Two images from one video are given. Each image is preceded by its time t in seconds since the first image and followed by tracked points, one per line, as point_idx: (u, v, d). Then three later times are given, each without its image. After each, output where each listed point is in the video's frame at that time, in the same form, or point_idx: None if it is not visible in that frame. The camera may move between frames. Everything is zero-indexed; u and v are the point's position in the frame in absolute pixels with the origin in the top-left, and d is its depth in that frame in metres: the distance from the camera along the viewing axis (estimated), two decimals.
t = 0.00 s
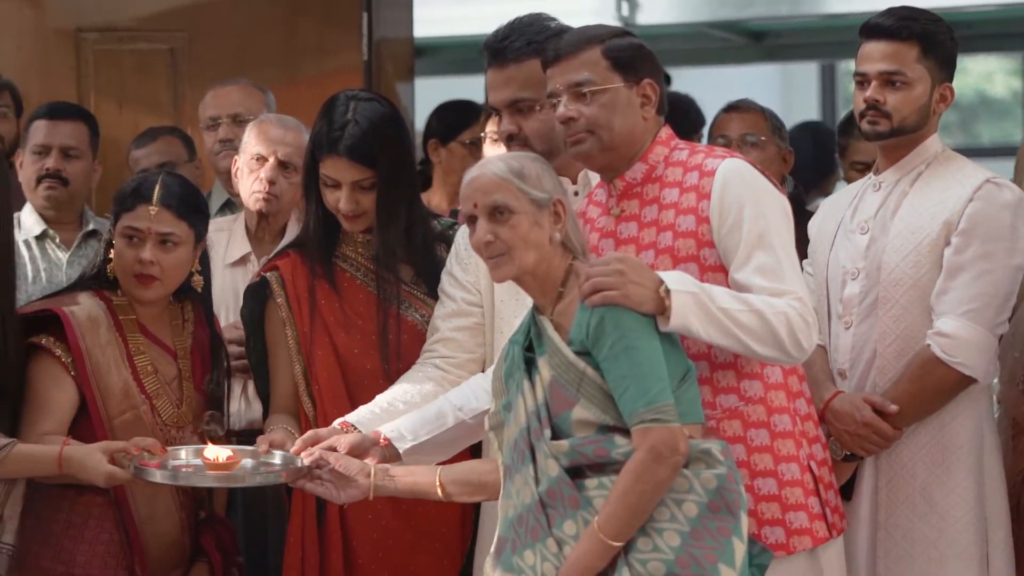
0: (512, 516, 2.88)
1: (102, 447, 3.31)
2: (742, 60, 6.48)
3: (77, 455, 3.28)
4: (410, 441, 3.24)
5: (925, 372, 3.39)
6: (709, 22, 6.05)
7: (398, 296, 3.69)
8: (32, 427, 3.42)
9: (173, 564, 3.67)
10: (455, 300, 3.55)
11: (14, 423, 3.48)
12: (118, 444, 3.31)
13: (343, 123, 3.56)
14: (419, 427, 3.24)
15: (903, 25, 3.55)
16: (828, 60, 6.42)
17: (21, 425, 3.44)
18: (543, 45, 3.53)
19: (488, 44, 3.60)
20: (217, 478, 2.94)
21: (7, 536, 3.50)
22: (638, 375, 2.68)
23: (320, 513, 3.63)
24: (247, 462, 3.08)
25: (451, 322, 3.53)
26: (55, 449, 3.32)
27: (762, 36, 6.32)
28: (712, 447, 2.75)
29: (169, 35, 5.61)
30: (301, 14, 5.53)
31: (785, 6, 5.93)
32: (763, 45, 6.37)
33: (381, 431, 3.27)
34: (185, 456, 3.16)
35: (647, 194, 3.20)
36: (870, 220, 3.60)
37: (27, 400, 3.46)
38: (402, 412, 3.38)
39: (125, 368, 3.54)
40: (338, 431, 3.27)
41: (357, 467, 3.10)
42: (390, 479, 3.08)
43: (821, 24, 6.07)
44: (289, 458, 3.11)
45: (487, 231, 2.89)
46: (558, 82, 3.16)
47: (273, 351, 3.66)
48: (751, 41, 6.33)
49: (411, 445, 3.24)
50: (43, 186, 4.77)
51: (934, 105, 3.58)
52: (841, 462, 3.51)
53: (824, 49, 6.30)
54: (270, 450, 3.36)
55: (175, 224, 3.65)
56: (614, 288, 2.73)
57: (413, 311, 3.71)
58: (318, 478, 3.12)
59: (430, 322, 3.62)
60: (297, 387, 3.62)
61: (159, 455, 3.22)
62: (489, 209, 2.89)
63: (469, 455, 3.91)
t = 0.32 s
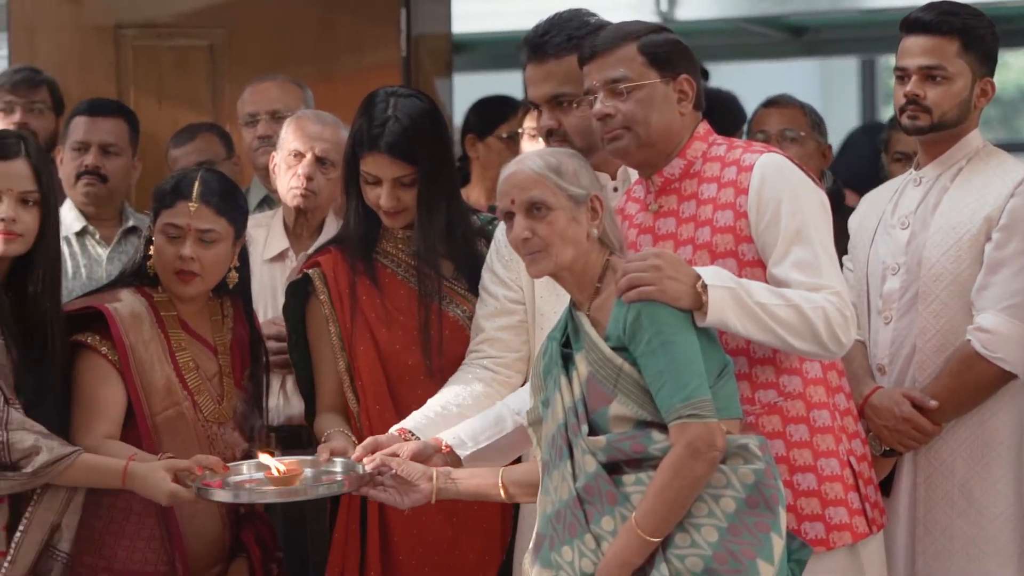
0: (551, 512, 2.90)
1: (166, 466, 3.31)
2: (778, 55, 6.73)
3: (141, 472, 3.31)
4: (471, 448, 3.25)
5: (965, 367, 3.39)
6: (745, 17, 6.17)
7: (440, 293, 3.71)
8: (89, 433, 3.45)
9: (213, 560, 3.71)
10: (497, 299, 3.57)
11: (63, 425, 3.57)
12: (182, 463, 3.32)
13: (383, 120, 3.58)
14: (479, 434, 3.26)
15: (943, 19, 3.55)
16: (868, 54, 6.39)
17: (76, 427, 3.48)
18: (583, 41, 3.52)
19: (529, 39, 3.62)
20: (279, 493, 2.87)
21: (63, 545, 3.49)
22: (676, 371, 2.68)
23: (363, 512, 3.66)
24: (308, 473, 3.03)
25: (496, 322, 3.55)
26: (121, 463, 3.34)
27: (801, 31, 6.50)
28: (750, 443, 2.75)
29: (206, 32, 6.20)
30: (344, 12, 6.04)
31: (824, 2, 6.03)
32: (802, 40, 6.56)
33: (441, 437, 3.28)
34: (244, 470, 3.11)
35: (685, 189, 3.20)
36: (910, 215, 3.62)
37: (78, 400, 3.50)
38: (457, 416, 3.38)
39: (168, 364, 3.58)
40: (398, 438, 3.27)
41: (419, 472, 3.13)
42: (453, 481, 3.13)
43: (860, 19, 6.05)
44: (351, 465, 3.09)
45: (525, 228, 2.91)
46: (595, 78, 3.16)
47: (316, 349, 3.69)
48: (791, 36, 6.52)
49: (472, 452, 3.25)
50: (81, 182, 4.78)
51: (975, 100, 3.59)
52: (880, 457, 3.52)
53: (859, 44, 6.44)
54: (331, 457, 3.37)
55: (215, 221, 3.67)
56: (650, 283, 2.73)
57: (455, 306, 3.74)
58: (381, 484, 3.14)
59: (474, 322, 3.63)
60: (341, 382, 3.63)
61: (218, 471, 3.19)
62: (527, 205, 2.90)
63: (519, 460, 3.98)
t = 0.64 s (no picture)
0: (592, 507, 2.92)
1: (234, 454, 3.39)
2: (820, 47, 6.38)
3: (210, 463, 3.39)
4: (539, 442, 3.34)
5: (1005, 361, 3.37)
6: (784, 9, 6.06)
7: (487, 289, 3.73)
8: (149, 427, 3.50)
9: (253, 552, 3.72)
10: (543, 295, 3.59)
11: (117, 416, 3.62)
12: (251, 452, 3.38)
13: (427, 115, 3.60)
14: (545, 429, 3.35)
15: (986, 12, 3.53)
16: (909, 48, 6.35)
17: (134, 420, 3.53)
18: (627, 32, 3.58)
19: (574, 32, 3.68)
20: (350, 480, 3.03)
21: (140, 536, 3.50)
22: (715, 365, 2.66)
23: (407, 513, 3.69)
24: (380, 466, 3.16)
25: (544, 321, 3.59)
26: (188, 454, 3.41)
27: (841, 24, 6.21)
28: (790, 437, 2.73)
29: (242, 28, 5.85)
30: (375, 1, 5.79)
31: None
32: (842, 34, 6.29)
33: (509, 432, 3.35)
34: (317, 462, 3.26)
35: (724, 183, 3.19)
36: (952, 208, 3.61)
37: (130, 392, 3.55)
38: (520, 410, 3.45)
39: (214, 356, 3.61)
40: (466, 432, 3.33)
41: (490, 461, 3.19)
42: (524, 471, 3.17)
43: (901, 12, 6.00)
44: (422, 455, 3.20)
45: (564, 223, 2.91)
46: (634, 71, 3.16)
47: (360, 344, 3.70)
48: (829, 28, 6.23)
49: (539, 446, 3.34)
50: (121, 179, 4.82)
51: (1017, 92, 3.56)
52: (920, 451, 3.51)
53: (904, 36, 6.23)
54: (400, 446, 3.37)
55: (256, 212, 3.70)
56: (690, 278, 2.73)
57: (500, 302, 3.74)
58: (452, 473, 3.22)
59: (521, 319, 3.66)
60: (388, 378, 3.65)
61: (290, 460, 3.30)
62: (567, 200, 2.91)
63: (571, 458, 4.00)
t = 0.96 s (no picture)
0: (636, 500, 2.92)
1: (297, 425, 3.45)
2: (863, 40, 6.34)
3: (275, 433, 3.44)
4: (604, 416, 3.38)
5: None
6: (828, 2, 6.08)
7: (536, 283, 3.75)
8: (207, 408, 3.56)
9: (299, 542, 3.77)
10: (591, 287, 3.66)
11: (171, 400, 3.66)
12: (315, 420, 3.45)
13: (473, 106, 3.62)
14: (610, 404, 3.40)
15: None
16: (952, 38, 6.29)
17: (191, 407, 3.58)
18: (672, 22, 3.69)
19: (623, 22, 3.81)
20: (416, 440, 3.02)
21: (220, 513, 3.59)
22: (757, 357, 2.65)
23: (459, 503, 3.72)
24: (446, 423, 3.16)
25: (589, 312, 3.66)
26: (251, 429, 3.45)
27: (884, 15, 6.19)
28: (834, 430, 2.71)
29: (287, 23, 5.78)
30: None
31: None
32: (885, 26, 6.25)
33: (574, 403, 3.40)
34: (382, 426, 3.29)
35: (767, 175, 3.18)
36: (997, 199, 3.59)
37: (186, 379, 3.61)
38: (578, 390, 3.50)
39: (263, 348, 3.67)
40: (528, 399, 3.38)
41: (558, 425, 3.22)
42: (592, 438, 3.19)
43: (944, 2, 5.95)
44: (488, 417, 3.23)
45: (607, 217, 2.91)
46: (676, 64, 3.14)
47: (407, 336, 3.74)
48: (871, 20, 6.19)
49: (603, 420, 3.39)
50: (165, 174, 4.86)
51: None
52: (964, 442, 3.51)
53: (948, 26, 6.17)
54: (460, 411, 3.39)
55: (300, 202, 3.71)
56: (732, 270, 2.71)
57: (546, 294, 3.78)
58: (516, 433, 3.26)
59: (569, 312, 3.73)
60: (439, 369, 3.69)
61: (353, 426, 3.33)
62: (609, 195, 2.91)
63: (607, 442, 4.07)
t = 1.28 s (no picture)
0: (672, 495, 2.92)
1: (330, 386, 3.43)
2: (895, 35, 6.32)
3: (309, 398, 3.44)
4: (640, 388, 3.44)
5: None
6: None
7: (573, 276, 3.77)
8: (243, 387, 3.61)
9: (332, 537, 3.80)
10: (628, 276, 3.68)
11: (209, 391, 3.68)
12: (348, 378, 3.42)
13: (512, 99, 3.65)
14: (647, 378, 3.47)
15: None
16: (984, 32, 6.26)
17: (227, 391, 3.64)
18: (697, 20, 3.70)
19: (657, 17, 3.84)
20: (454, 398, 3.01)
21: (269, 485, 3.64)
22: (794, 353, 2.62)
23: (496, 497, 3.76)
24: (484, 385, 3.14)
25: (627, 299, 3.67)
26: (287, 395, 3.48)
27: (917, 10, 6.18)
28: (871, 426, 2.69)
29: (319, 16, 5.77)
30: None
31: None
32: (919, 20, 6.23)
33: (613, 370, 3.45)
34: (421, 383, 3.28)
35: (804, 170, 3.17)
36: None
37: (223, 361, 3.65)
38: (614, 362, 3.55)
39: (297, 340, 3.70)
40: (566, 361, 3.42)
41: (598, 391, 3.27)
42: (633, 409, 3.24)
43: None
44: (524, 376, 3.22)
45: (645, 212, 2.90)
46: (710, 61, 3.12)
47: (444, 331, 3.77)
48: (904, 14, 6.19)
49: (639, 392, 3.45)
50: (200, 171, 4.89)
51: None
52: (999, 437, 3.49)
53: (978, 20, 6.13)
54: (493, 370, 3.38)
55: (338, 201, 3.76)
56: (770, 265, 2.69)
57: (583, 289, 3.80)
58: (554, 394, 3.31)
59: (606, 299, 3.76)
60: (472, 361, 3.70)
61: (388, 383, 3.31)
62: (648, 188, 2.90)
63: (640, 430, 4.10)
